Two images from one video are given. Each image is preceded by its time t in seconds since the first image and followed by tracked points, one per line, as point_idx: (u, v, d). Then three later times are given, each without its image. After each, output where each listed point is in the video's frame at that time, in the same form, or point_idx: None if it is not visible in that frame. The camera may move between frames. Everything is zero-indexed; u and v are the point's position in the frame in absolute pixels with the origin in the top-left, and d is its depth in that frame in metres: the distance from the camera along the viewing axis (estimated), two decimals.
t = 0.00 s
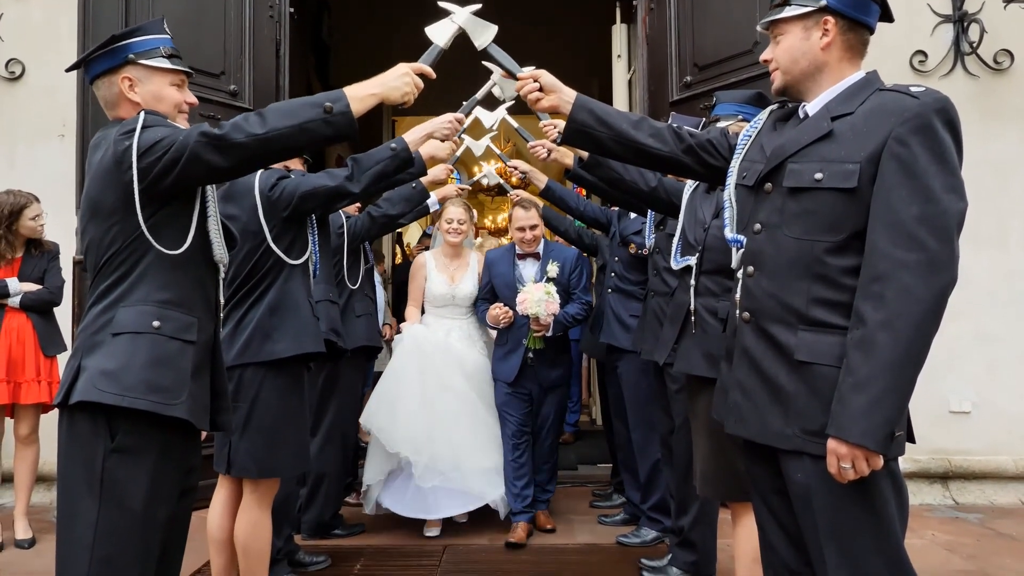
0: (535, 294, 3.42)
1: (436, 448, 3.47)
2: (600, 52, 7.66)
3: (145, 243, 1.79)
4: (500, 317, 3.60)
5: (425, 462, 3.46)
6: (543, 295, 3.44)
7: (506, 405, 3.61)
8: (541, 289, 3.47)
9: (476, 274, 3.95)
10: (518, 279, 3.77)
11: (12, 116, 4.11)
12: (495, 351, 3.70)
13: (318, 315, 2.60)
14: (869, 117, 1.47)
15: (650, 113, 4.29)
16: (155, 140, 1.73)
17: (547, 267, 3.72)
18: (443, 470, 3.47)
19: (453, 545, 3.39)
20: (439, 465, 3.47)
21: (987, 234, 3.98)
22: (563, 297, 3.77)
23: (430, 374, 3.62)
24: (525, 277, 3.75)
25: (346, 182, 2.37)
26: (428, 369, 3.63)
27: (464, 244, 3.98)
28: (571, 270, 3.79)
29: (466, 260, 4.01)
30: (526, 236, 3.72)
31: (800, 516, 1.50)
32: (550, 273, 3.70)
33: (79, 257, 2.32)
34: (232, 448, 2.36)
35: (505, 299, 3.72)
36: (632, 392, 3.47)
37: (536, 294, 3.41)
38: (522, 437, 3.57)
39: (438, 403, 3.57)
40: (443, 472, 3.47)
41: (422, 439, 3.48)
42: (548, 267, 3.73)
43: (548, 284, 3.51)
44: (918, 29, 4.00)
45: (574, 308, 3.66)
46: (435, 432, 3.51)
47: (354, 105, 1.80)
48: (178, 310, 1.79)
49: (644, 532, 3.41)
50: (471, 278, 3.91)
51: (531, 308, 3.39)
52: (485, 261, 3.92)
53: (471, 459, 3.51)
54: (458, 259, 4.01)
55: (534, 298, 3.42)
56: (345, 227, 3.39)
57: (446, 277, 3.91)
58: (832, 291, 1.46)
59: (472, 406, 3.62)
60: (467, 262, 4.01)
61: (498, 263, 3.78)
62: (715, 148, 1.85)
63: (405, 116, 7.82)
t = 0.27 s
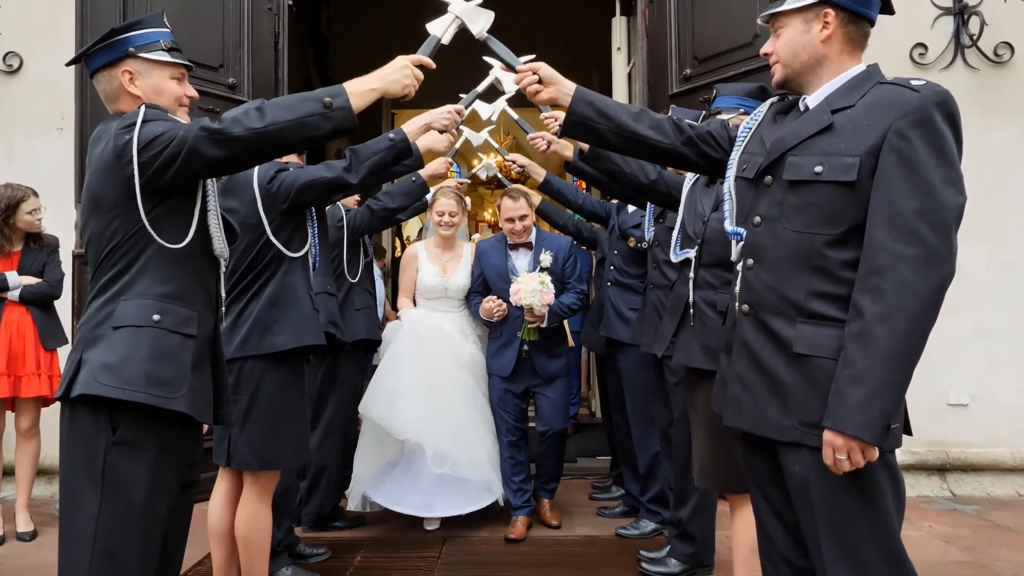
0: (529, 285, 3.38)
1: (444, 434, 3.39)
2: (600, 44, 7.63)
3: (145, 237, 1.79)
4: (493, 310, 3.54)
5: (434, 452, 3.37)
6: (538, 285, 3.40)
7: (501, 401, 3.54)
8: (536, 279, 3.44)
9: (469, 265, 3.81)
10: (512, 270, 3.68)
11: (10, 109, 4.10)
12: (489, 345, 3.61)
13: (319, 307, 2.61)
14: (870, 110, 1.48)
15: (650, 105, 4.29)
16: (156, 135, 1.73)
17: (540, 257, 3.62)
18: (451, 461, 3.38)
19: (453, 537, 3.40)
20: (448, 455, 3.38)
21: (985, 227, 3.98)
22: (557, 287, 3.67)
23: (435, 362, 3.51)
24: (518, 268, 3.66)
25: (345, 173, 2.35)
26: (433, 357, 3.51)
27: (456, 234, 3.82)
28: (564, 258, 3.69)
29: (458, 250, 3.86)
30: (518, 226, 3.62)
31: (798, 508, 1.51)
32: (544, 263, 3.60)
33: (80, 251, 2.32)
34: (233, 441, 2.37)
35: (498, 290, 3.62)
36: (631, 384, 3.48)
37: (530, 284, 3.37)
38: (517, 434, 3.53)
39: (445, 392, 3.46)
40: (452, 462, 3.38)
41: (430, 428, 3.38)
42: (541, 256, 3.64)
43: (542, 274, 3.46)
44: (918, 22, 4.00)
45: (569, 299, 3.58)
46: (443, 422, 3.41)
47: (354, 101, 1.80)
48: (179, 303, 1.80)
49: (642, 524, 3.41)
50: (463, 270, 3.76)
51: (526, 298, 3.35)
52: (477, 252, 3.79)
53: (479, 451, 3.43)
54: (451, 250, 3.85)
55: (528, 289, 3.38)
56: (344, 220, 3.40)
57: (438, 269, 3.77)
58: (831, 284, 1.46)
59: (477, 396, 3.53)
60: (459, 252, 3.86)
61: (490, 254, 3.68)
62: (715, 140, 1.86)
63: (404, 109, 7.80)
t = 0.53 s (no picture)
0: (529, 279, 3.23)
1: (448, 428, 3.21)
2: (600, 36, 7.59)
3: (142, 231, 1.77)
4: (493, 303, 3.41)
5: (439, 443, 3.18)
6: (538, 280, 3.24)
7: (502, 395, 3.43)
8: (536, 273, 3.28)
9: (466, 258, 3.71)
10: (513, 262, 3.54)
11: (6, 101, 4.08)
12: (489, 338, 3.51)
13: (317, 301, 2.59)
14: (870, 102, 1.45)
15: (649, 97, 4.26)
16: (151, 128, 1.71)
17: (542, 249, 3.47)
18: (456, 454, 3.20)
19: (452, 530, 3.39)
20: (453, 448, 3.20)
21: (986, 219, 3.96)
22: (559, 281, 3.51)
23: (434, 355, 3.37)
24: (520, 260, 3.52)
25: (343, 166, 2.32)
26: (433, 350, 3.37)
27: (453, 223, 3.70)
28: (568, 251, 3.53)
29: (455, 241, 3.75)
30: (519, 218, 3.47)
31: (796, 502, 1.50)
32: (546, 255, 3.45)
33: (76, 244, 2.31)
34: (230, 435, 2.36)
35: (498, 284, 3.51)
36: (631, 378, 3.47)
37: (530, 278, 3.22)
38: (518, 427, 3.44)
39: (446, 385, 3.31)
40: (457, 456, 3.19)
41: (433, 419, 3.21)
42: (544, 248, 3.48)
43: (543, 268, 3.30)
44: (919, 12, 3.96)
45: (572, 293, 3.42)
46: (446, 413, 3.24)
47: (350, 97, 1.78)
48: (176, 298, 1.78)
49: (642, 517, 3.41)
50: (460, 261, 3.66)
51: (525, 293, 3.20)
52: (475, 243, 3.68)
53: (482, 447, 3.27)
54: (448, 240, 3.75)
55: (527, 283, 3.22)
56: (343, 214, 3.39)
57: (434, 260, 3.67)
58: (830, 277, 1.45)
59: (477, 392, 3.39)
60: (456, 243, 3.75)
61: (489, 246, 3.55)
62: (716, 132, 1.83)
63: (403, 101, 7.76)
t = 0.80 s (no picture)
0: (534, 277, 3.11)
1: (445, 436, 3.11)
2: (598, 34, 7.59)
3: (142, 229, 1.77)
4: (499, 300, 3.31)
5: (438, 452, 3.07)
6: (544, 277, 3.13)
7: (503, 397, 3.35)
8: (542, 271, 3.17)
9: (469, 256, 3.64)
10: (521, 258, 3.45)
11: (3, 99, 4.07)
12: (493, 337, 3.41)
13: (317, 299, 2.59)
14: (868, 100, 1.46)
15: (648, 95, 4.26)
16: (152, 126, 1.71)
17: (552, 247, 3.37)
18: (454, 463, 3.09)
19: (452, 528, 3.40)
20: (451, 457, 3.09)
21: (984, 217, 3.97)
22: (568, 280, 3.39)
23: (432, 360, 3.28)
24: (528, 257, 3.42)
25: (341, 164, 2.33)
26: (431, 354, 3.29)
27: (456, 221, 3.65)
28: (579, 250, 3.43)
29: (458, 238, 3.69)
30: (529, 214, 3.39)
31: (795, 498, 1.50)
32: (556, 253, 3.34)
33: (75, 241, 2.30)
34: (230, 433, 2.36)
35: (504, 280, 3.42)
36: (629, 375, 3.47)
37: (534, 276, 3.11)
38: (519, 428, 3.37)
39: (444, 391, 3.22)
40: (455, 466, 3.09)
41: (430, 427, 3.10)
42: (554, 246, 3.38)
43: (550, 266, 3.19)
44: (917, 10, 3.97)
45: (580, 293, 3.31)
46: (444, 421, 3.14)
47: (351, 96, 1.78)
48: (177, 295, 1.79)
49: (641, 515, 3.40)
50: (462, 258, 3.60)
51: (530, 292, 3.09)
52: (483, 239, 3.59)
53: (480, 456, 3.17)
54: (450, 236, 3.68)
55: (532, 281, 3.11)
56: (342, 212, 3.38)
57: (436, 256, 3.61)
58: (828, 275, 1.45)
59: (475, 399, 3.30)
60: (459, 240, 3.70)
61: (499, 241, 3.47)
62: (715, 130, 1.84)
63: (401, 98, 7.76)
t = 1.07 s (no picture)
0: (542, 274, 3.01)
1: (427, 441, 2.99)
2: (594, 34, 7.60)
3: (138, 228, 1.77)
4: (505, 297, 3.20)
5: (416, 462, 2.95)
6: (552, 275, 3.03)
7: (503, 399, 3.21)
8: (549, 267, 3.07)
9: (469, 256, 3.60)
10: (527, 255, 3.34)
11: None
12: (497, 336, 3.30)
13: (313, 298, 2.59)
14: (861, 101, 1.47)
15: (643, 95, 4.27)
16: (149, 125, 1.71)
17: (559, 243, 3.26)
18: (436, 473, 2.97)
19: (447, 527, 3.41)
20: (433, 466, 2.97)
21: (978, 217, 3.99)
22: (575, 277, 3.30)
23: (422, 363, 3.18)
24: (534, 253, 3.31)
25: (339, 163, 2.30)
26: (421, 358, 3.18)
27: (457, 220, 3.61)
28: (587, 245, 3.31)
29: (459, 238, 3.64)
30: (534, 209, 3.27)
31: (788, 497, 1.52)
32: (563, 249, 3.24)
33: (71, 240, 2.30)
34: (226, 432, 2.36)
35: (509, 278, 3.30)
36: (625, 374, 3.48)
37: (542, 273, 3.00)
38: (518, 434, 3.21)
39: (432, 396, 3.10)
40: (436, 475, 2.96)
41: (413, 434, 2.98)
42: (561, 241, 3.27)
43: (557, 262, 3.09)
44: (911, 11, 3.99)
45: (588, 291, 3.21)
46: (428, 428, 3.02)
47: (350, 96, 1.79)
48: (172, 294, 1.79)
49: (636, 514, 3.42)
50: (463, 259, 3.55)
51: (536, 289, 2.99)
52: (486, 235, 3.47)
53: (469, 464, 3.01)
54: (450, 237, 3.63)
55: (541, 278, 3.01)
56: (338, 211, 3.36)
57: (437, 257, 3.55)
58: (821, 275, 1.46)
59: (469, 403, 3.15)
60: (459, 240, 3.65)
61: (504, 237, 3.35)
62: (710, 130, 1.85)
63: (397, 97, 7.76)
